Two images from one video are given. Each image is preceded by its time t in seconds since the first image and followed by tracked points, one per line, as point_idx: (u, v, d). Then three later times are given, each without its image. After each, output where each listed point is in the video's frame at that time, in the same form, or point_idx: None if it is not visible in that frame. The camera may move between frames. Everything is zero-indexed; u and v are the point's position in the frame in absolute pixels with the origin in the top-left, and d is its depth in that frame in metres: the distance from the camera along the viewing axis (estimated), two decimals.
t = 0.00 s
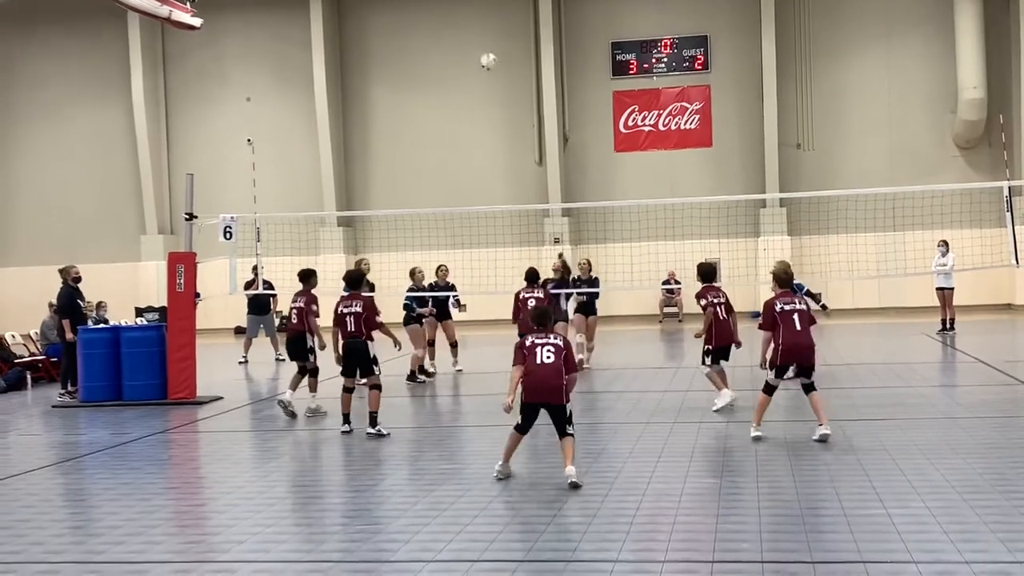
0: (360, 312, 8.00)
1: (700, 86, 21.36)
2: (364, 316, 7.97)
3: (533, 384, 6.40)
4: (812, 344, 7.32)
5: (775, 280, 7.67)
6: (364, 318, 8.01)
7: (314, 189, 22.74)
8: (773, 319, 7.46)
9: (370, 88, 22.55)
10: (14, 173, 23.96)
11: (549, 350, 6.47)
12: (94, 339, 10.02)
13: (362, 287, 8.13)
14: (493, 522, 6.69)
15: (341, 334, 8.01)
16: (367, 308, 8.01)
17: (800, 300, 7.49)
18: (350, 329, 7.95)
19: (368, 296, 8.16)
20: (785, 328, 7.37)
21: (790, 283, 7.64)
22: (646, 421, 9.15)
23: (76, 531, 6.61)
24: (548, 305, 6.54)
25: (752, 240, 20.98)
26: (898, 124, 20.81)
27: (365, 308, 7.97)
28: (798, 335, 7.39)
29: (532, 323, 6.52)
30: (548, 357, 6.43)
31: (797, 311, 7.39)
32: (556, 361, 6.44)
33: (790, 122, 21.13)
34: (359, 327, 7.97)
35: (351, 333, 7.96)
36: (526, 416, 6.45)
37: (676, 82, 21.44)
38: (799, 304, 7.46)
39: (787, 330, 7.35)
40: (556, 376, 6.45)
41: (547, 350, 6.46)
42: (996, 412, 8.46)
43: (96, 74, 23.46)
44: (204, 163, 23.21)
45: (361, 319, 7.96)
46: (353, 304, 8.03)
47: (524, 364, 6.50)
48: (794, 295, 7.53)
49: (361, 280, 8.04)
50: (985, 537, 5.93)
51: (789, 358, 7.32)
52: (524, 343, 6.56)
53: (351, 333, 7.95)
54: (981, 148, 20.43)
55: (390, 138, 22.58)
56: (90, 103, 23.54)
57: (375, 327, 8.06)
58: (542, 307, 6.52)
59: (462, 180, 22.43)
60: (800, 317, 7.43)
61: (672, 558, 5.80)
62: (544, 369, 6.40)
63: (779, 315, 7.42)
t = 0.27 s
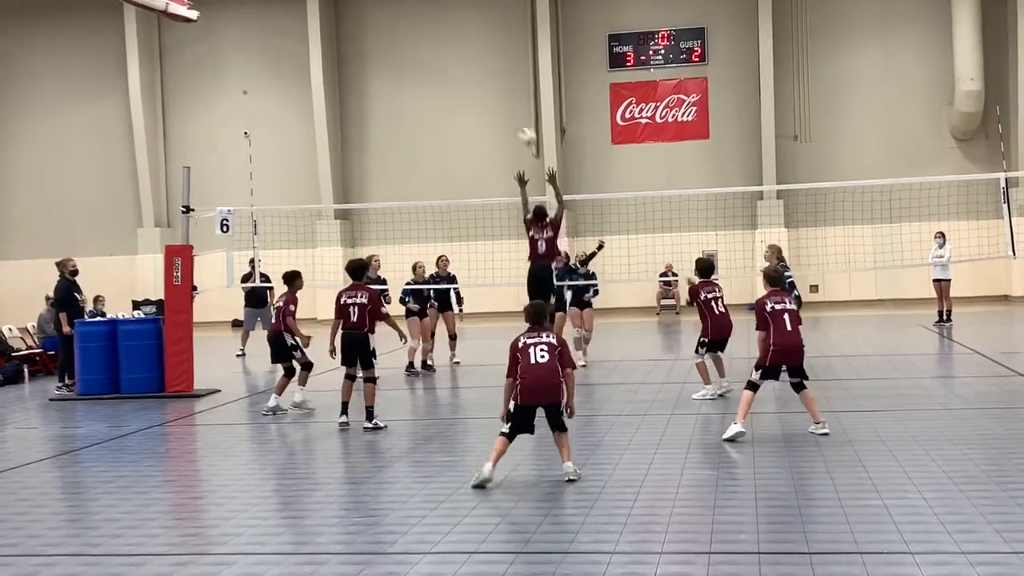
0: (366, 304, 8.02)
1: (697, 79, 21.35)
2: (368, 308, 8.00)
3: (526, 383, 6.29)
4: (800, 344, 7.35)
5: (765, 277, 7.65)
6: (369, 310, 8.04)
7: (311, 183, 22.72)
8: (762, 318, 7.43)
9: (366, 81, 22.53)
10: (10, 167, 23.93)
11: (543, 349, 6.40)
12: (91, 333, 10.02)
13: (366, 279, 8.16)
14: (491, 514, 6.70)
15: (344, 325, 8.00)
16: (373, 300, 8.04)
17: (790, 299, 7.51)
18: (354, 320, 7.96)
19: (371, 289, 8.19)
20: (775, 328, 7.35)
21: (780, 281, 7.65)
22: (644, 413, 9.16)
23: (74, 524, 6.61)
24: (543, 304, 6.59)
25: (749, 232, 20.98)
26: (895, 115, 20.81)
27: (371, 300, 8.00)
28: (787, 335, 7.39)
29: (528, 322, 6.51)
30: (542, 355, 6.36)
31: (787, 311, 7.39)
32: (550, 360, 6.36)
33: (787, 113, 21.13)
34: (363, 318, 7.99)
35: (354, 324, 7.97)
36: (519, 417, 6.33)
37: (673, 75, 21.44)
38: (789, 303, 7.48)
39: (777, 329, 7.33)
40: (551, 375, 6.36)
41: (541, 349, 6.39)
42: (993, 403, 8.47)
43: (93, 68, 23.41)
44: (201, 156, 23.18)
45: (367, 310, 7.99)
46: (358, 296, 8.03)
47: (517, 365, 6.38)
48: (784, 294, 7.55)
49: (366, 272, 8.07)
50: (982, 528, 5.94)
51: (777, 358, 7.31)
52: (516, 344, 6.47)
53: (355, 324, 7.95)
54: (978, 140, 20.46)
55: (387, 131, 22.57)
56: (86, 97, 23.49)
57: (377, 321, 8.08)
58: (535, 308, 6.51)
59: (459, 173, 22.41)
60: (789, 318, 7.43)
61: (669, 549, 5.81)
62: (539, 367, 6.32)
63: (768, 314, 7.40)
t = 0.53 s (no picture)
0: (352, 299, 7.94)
1: (692, 73, 21.33)
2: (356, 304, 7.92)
3: (527, 361, 6.23)
4: (772, 332, 7.30)
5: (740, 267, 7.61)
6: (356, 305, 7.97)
7: (306, 178, 22.70)
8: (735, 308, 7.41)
9: (361, 76, 22.50)
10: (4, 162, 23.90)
11: (539, 323, 6.31)
12: (86, 329, 10.07)
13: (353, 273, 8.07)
14: (486, 509, 6.71)
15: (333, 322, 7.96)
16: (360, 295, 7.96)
17: (763, 289, 7.46)
18: (343, 317, 7.93)
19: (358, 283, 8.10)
20: (747, 318, 7.33)
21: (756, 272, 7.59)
22: (639, 407, 9.17)
23: (69, 520, 6.61)
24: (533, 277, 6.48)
25: (744, 227, 21.01)
26: (890, 109, 20.82)
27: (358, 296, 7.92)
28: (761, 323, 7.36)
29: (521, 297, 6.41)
30: (539, 331, 6.28)
31: (759, 299, 7.36)
32: (548, 333, 6.28)
33: (782, 107, 21.13)
34: (351, 314, 7.93)
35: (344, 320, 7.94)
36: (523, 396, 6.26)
37: (668, 70, 21.43)
38: (762, 292, 7.43)
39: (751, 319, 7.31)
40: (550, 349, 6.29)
41: (537, 324, 6.31)
42: (987, 398, 8.49)
43: (86, 63, 23.35)
44: (195, 151, 23.16)
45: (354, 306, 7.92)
46: (344, 292, 8.00)
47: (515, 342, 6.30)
48: (757, 283, 7.50)
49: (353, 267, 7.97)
50: (975, 521, 5.96)
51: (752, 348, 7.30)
52: (511, 320, 6.38)
53: (345, 321, 7.91)
54: (972, 134, 20.45)
55: (382, 127, 22.55)
56: (80, 92, 23.44)
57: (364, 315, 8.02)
58: (525, 282, 6.39)
59: (454, 168, 22.40)
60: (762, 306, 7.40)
61: (663, 543, 5.82)
62: (537, 343, 6.25)
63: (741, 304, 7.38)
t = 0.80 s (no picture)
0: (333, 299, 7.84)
1: (684, 74, 21.37)
2: (338, 304, 7.81)
3: (530, 370, 6.19)
4: (766, 338, 7.34)
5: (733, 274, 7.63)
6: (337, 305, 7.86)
7: (298, 179, 22.69)
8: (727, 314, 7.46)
9: (353, 77, 22.49)
10: None
11: (542, 332, 6.23)
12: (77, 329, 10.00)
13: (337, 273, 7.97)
14: (478, 509, 6.72)
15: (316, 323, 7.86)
16: (342, 294, 7.86)
17: (756, 293, 7.47)
18: (325, 317, 7.80)
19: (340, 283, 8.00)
20: (740, 324, 7.36)
21: (749, 276, 7.58)
22: (631, 407, 9.17)
23: (60, 521, 6.60)
24: (543, 283, 6.29)
25: (735, 227, 21.04)
26: (881, 109, 20.87)
27: (339, 294, 7.82)
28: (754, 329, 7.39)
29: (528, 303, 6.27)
30: (542, 339, 6.21)
31: (751, 306, 7.39)
32: (551, 342, 6.23)
33: (773, 108, 21.16)
34: (333, 314, 7.81)
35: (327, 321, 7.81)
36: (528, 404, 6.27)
37: (659, 70, 21.45)
38: (754, 297, 7.44)
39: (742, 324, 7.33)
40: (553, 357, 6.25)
41: (540, 332, 6.22)
42: (978, 397, 8.51)
43: (78, 63, 23.32)
44: (187, 151, 23.13)
45: (335, 306, 7.81)
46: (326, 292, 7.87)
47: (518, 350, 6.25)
48: (751, 288, 7.51)
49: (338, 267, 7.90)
50: (966, 520, 5.98)
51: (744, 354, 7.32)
52: (515, 326, 6.30)
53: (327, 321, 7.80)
54: (963, 134, 20.50)
55: (374, 127, 22.55)
56: (72, 92, 23.40)
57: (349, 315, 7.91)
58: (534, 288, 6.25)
59: (446, 169, 22.40)
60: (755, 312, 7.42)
61: (656, 543, 5.83)
62: (540, 353, 6.20)
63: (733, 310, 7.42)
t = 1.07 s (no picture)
0: (322, 309, 7.82)
1: (671, 80, 21.42)
2: (326, 314, 7.78)
3: (568, 371, 6.18)
4: (778, 339, 7.36)
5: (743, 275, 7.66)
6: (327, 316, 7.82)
7: (287, 184, 22.67)
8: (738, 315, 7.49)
9: (342, 82, 22.47)
10: None
11: (584, 333, 6.18)
12: (64, 335, 9.97)
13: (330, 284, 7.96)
14: (466, 515, 6.71)
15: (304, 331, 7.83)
16: (331, 305, 7.83)
17: (765, 295, 7.49)
18: (312, 325, 7.77)
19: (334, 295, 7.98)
20: (749, 325, 7.40)
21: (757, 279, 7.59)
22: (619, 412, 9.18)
23: (47, 528, 6.57)
24: (586, 278, 6.37)
25: (723, 232, 21.08)
26: (867, 115, 20.94)
27: (328, 305, 7.79)
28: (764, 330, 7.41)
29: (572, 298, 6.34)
30: (583, 340, 6.17)
31: (760, 307, 7.41)
32: (593, 345, 6.17)
33: (760, 114, 21.21)
34: (321, 324, 7.78)
35: (314, 330, 7.78)
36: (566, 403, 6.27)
37: (647, 76, 21.50)
38: (762, 298, 7.46)
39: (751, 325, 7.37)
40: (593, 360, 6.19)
41: (582, 333, 6.18)
42: (964, 402, 8.54)
43: (66, 68, 23.26)
44: (175, 157, 23.09)
45: (323, 315, 7.78)
46: (316, 302, 7.88)
47: (560, 349, 6.23)
48: (760, 290, 7.51)
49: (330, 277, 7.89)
50: (952, 525, 6.00)
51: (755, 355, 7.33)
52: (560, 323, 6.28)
53: (314, 330, 7.77)
54: (950, 140, 20.58)
55: (363, 132, 22.53)
56: (59, 98, 23.34)
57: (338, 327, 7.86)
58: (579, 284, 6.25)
59: (434, 174, 22.40)
60: (764, 313, 7.44)
61: (643, 548, 5.83)
62: (580, 354, 6.16)
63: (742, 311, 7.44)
